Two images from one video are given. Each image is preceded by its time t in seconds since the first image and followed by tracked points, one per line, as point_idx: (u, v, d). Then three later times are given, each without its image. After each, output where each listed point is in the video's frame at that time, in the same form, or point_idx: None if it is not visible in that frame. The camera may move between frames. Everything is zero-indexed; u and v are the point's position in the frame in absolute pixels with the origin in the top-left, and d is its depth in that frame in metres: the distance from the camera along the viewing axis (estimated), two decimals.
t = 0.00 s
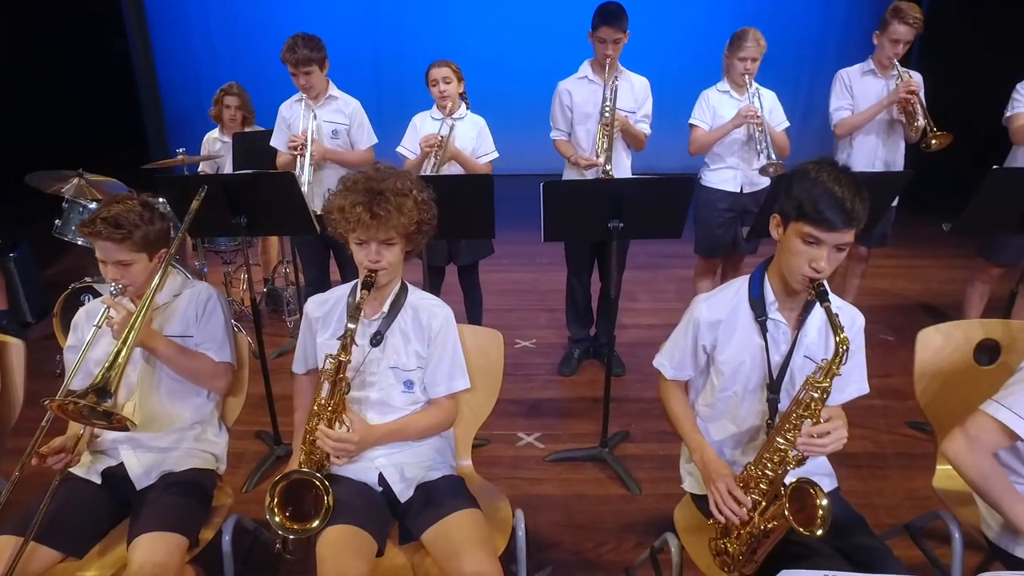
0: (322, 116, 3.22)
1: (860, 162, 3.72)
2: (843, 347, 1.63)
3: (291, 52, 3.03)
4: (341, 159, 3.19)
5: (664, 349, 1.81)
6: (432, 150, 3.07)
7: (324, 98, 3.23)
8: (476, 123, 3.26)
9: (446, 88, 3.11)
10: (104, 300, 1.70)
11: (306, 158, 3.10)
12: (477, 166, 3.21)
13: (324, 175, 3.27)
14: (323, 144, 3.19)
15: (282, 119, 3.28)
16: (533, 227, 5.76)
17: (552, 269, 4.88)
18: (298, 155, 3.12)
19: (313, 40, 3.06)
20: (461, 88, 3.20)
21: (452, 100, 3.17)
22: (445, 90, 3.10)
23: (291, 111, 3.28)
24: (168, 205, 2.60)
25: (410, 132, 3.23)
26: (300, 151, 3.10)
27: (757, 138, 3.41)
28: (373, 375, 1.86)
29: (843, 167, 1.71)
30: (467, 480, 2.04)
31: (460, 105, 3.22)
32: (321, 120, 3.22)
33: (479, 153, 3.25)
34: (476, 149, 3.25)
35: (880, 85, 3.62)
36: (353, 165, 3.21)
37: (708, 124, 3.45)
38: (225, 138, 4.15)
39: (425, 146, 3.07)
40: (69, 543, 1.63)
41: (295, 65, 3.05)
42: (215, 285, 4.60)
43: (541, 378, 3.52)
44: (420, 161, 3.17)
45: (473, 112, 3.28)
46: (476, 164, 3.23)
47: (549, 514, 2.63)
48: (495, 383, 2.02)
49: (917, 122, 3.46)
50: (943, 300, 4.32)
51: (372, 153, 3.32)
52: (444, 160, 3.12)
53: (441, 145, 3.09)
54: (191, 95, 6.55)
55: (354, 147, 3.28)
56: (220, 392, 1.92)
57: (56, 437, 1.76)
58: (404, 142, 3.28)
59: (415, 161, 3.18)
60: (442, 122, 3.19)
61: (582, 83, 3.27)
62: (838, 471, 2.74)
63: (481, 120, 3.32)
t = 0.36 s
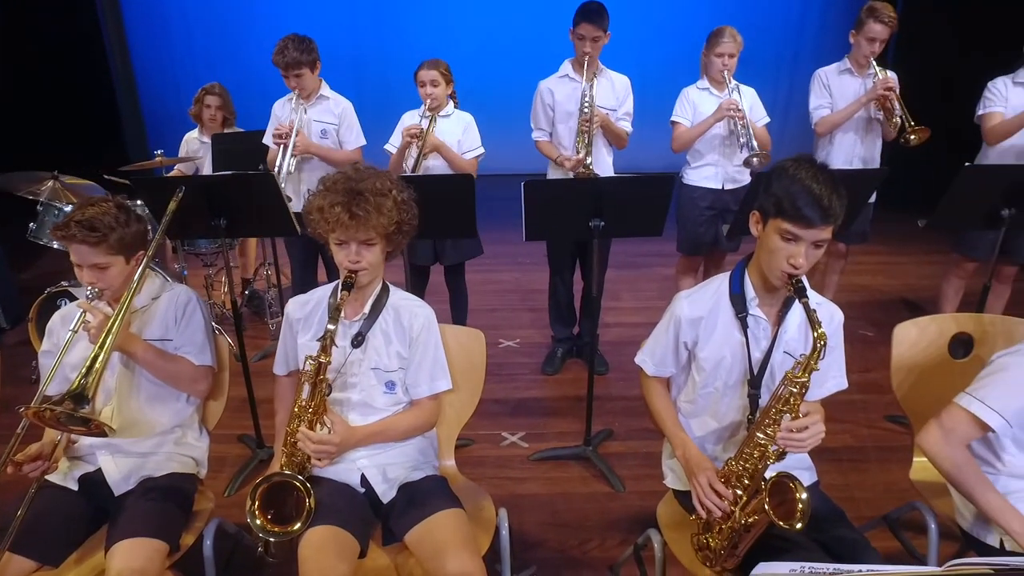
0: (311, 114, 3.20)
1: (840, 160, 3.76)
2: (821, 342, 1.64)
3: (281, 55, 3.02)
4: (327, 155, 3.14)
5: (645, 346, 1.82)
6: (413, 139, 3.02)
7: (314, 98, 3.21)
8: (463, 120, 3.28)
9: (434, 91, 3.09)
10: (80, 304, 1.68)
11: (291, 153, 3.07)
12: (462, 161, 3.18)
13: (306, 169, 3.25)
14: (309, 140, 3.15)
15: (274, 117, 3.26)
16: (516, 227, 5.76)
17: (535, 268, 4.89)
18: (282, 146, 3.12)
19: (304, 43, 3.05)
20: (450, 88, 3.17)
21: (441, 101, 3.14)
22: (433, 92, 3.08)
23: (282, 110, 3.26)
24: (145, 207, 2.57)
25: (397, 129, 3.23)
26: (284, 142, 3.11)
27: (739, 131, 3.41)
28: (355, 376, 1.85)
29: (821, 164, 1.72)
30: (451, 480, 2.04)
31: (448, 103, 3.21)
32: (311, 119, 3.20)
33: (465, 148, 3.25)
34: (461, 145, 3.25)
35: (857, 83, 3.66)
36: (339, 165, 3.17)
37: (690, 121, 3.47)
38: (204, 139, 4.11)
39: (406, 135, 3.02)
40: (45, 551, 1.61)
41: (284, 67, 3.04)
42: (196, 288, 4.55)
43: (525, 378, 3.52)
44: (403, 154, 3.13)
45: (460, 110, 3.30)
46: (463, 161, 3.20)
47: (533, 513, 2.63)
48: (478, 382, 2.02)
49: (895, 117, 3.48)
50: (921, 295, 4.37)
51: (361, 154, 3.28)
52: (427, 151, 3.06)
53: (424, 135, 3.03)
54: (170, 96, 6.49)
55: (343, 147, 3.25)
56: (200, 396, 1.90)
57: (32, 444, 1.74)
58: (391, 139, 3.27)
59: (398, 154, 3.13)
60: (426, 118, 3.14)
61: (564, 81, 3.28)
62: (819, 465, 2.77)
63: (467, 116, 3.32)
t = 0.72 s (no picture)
0: (292, 115, 3.18)
1: (818, 158, 3.80)
2: (798, 337, 1.66)
3: (261, 57, 3.01)
4: (307, 156, 3.13)
5: (626, 342, 1.83)
6: (393, 147, 3.02)
7: (296, 98, 3.19)
8: (441, 121, 3.27)
9: (412, 98, 3.11)
10: (57, 308, 1.65)
11: (271, 153, 3.07)
12: (441, 163, 3.19)
13: (287, 169, 3.23)
14: (290, 141, 3.14)
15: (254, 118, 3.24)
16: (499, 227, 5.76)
17: (518, 268, 4.89)
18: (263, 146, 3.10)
19: (285, 44, 3.04)
20: (428, 91, 3.17)
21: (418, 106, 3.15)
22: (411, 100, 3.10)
23: (262, 111, 3.23)
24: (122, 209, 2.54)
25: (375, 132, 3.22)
26: (265, 142, 3.09)
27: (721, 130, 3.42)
28: (337, 378, 1.84)
29: (798, 161, 1.74)
30: (434, 479, 2.04)
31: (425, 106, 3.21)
32: (291, 120, 3.18)
33: (443, 151, 3.26)
34: (439, 147, 3.25)
35: (834, 83, 3.71)
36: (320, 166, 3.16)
37: (672, 121, 3.49)
38: (182, 140, 4.07)
39: (386, 143, 3.01)
40: (21, 559, 1.59)
41: (265, 69, 3.02)
42: (176, 291, 4.51)
43: (508, 377, 3.53)
44: (382, 159, 3.12)
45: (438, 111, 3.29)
46: (440, 162, 3.21)
47: (518, 512, 2.63)
48: (460, 382, 2.02)
49: (870, 117, 3.53)
50: (898, 291, 4.43)
51: (342, 154, 3.28)
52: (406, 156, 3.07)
53: (403, 143, 3.04)
54: (148, 97, 6.42)
55: (323, 148, 3.24)
56: (181, 399, 1.88)
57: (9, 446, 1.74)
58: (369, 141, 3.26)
59: (377, 159, 3.13)
60: (405, 122, 3.17)
61: (545, 80, 3.29)
62: (799, 459, 2.80)
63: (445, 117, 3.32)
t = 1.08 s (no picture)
0: (264, 116, 3.16)
1: (795, 156, 3.83)
2: (776, 333, 1.68)
3: (231, 57, 2.99)
4: (281, 157, 3.10)
5: (607, 339, 1.84)
6: (368, 147, 2.99)
7: (267, 99, 3.17)
8: (410, 122, 3.26)
9: (381, 98, 3.09)
10: (30, 307, 1.63)
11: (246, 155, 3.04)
12: (412, 165, 3.18)
13: (261, 170, 3.21)
14: (263, 141, 3.12)
15: (224, 121, 3.20)
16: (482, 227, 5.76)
17: (500, 268, 4.89)
18: (237, 148, 3.07)
19: (255, 44, 3.02)
20: (397, 92, 3.16)
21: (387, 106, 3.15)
22: (381, 101, 3.08)
23: (232, 114, 3.20)
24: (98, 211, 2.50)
25: (345, 133, 3.20)
26: (238, 143, 3.06)
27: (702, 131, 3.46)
28: (319, 379, 1.83)
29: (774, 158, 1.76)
30: (417, 480, 2.03)
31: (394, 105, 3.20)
32: (263, 121, 3.16)
33: (414, 151, 3.24)
34: (409, 147, 3.24)
35: (811, 82, 3.75)
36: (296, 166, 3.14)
37: (652, 120, 3.50)
38: (159, 142, 4.03)
39: (360, 144, 2.99)
40: None
41: (236, 70, 3.01)
42: (155, 295, 4.46)
43: (491, 378, 3.53)
44: (354, 159, 3.11)
45: (407, 113, 3.28)
46: (410, 162, 3.20)
47: (501, 512, 2.64)
48: (442, 382, 2.02)
49: (846, 116, 3.58)
50: (875, 287, 4.49)
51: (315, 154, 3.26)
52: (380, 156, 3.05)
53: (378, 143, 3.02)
54: (124, 98, 6.35)
55: (296, 148, 3.22)
56: (159, 403, 1.86)
57: None
58: (337, 141, 3.23)
59: (351, 160, 3.11)
60: (375, 122, 3.16)
61: (524, 80, 3.29)
62: (780, 454, 2.83)
63: (413, 119, 3.31)
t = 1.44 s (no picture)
0: (234, 118, 3.12)
1: (774, 155, 3.87)
2: (756, 330, 1.69)
3: (199, 58, 2.94)
4: (254, 160, 3.08)
5: (588, 338, 1.85)
6: (345, 151, 2.99)
7: (235, 102, 3.13)
8: (382, 125, 3.25)
9: (354, 101, 3.07)
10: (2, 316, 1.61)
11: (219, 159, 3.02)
12: (386, 167, 3.19)
13: (234, 175, 3.19)
14: (234, 144, 3.09)
15: (190, 124, 3.16)
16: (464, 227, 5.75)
17: (483, 269, 4.89)
18: (209, 151, 3.04)
19: (223, 45, 2.98)
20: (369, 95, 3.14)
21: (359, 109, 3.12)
22: (353, 104, 3.06)
23: (199, 117, 3.16)
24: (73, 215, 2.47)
25: (315, 136, 3.17)
26: (209, 146, 3.02)
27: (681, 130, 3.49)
28: (301, 382, 1.82)
29: (753, 156, 1.77)
30: (401, 482, 2.02)
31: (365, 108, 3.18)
32: (232, 123, 3.12)
33: (387, 155, 3.23)
34: (382, 150, 3.24)
35: (788, 81, 3.78)
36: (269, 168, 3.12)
37: (634, 119, 3.52)
38: (136, 145, 3.98)
39: (337, 147, 2.98)
40: None
41: (204, 71, 2.96)
42: (134, 299, 4.40)
43: (475, 378, 3.52)
44: (330, 163, 3.08)
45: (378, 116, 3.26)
46: (383, 164, 3.21)
47: (486, 512, 2.63)
48: (425, 384, 2.01)
49: (823, 115, 3.61)
50: (855, 284, 4.54)
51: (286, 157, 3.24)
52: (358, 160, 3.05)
53: (355, 147, 3.02)
54: (100, 101, 6.27)
55: (267, 152, 3.20)
56: (138, 409, 1.84)
57: None
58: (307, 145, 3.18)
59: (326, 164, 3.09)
60: (348, 125, 3.15)
61: (505, 80, 3.29)
62: (762, 450, 2.86)
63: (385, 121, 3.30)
